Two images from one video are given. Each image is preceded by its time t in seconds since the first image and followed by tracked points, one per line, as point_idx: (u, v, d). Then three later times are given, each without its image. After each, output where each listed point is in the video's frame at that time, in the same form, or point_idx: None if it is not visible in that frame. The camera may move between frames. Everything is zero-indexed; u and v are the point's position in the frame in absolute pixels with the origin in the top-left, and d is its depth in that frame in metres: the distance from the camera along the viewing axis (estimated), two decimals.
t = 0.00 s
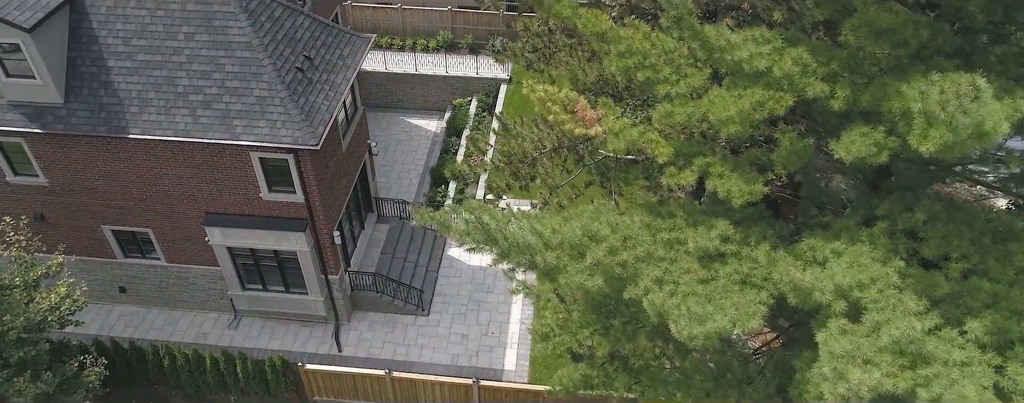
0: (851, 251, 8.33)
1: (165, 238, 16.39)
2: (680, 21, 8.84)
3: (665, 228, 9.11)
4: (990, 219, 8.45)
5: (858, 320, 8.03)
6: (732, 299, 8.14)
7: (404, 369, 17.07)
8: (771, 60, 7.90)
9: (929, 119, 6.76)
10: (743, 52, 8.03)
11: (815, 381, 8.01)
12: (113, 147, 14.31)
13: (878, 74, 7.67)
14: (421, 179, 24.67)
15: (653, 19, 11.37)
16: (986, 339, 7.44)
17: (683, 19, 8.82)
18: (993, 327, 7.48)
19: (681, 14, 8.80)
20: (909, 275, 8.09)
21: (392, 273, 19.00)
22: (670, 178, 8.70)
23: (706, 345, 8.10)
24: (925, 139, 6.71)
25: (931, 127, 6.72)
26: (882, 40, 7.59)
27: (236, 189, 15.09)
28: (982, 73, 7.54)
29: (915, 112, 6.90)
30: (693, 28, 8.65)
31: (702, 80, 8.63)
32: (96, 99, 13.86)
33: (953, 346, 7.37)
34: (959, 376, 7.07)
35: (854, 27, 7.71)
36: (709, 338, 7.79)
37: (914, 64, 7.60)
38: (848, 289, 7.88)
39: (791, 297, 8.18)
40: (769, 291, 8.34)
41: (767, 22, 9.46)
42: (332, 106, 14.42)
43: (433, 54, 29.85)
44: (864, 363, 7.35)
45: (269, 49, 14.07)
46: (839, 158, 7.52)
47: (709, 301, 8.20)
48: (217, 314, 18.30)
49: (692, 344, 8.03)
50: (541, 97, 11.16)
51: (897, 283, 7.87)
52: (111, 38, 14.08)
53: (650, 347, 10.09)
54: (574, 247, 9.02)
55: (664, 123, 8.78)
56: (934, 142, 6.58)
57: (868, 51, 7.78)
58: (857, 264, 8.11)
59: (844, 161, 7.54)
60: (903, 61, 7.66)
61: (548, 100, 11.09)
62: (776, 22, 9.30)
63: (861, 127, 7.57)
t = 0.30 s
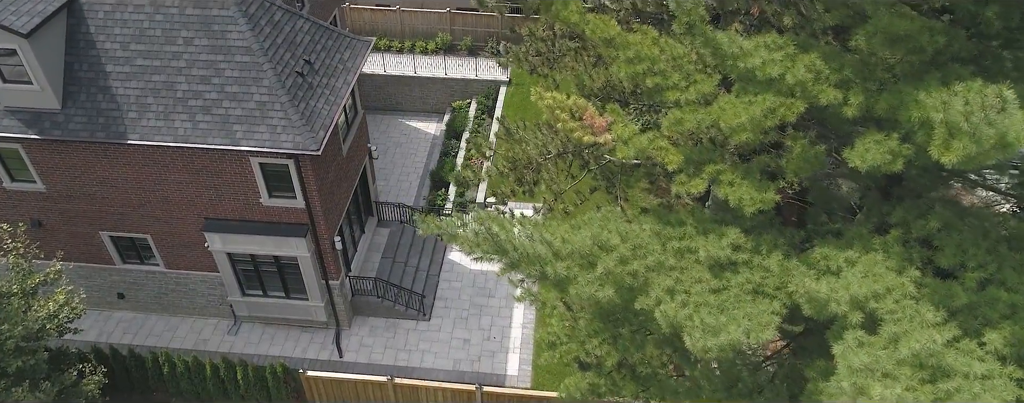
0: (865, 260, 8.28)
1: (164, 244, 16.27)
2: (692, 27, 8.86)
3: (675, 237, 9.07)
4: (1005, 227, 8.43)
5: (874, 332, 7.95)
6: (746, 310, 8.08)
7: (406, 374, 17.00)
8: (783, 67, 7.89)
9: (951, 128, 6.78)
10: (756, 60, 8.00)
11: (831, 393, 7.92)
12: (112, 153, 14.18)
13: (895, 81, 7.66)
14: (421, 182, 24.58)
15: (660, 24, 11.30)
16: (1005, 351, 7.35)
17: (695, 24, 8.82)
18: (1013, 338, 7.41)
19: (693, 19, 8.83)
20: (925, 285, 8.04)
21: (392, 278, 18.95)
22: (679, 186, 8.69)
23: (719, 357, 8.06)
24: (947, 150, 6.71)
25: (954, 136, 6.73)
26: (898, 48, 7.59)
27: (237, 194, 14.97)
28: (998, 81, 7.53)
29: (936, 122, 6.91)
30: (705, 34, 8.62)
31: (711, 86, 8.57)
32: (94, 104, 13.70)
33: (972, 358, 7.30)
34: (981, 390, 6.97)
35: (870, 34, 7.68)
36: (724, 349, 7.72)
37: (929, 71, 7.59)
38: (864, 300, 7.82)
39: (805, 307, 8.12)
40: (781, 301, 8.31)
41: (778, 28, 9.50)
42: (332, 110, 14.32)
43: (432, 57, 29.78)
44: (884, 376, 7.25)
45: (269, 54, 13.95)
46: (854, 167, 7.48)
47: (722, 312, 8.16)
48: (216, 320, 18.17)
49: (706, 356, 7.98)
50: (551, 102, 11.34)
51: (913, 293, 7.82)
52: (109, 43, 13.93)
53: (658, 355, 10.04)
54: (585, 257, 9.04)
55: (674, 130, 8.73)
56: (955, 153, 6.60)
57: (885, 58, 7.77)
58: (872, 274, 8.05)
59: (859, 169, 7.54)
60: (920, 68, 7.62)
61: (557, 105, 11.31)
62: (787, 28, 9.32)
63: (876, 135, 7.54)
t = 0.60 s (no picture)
0: (879, 269, 8.25)
1: (162, 250, 16.11)
2: (703, 31, 8.75)
3: (685, 246, 9.05)
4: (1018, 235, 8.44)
5: (890, 342, 7.89)
6: (760, 320, 8.03)
7: (407, 381, 16.92)
8: (796, 73, 7.84)
9: (972, 138, 6.73)
10: (768, 66, 7.93)
11: None
12: (110, 159, 14.02)
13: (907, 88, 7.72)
14: (420, 185, 24.45)
15: (665, 29, 11.70)
16: None
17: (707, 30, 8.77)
18: None
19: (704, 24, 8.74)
20: (940, 293, 8.01)
21: (393, 283, 18.88)
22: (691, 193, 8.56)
23: (733, 368, 8.00)
24: (969, 160, 6.65)
25: (976, 146, 6.68)
26: (912, 55, 7.66)
27: (236, 200, 14.84)
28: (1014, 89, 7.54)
29: (956, 131, 6.89)
30: (716, 39, 8.52)
31: (721, 93, 8.52)
32: (91, 110, 13.52)
33: (991, 369, 7.26)
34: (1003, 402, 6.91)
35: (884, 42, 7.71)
36: (739, 360, 7.65)
37: (944, 78, 7.62)
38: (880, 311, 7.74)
39: (820, 316, 8.07)
40: (794, 310, 8.33)
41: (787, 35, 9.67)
42: (332, 115, 14.20)
43: (430, 59, 29.66)
44: (904, 389, 7.18)
45: (268, 58, 13.82)
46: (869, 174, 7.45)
47: (735, 322, 8.10)
48: (216, 326, 18.02)
49: (720, 368, 7.92)
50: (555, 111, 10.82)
51: (929, 303, 7.77)
52: (106, 48, 13.75)
53: (665, 363, 9.99)
54: (594, 267, 8.94)
55: (683, 138, 8.66)
56: (978, 163, 6.54)
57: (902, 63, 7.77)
58: (887, 283, 7.99)
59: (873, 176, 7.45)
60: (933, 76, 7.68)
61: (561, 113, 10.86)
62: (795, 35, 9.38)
63: (891, 143, 7.49)
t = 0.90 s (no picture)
0: (892, 276, 8.23)
1: (160, 257, 15.96)
2: (710, 37, 8.68)
3: (695, 254, 9.02)
4: None
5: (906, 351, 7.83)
6: (773, 330, 7.99)
7: (407, 387, 16.81)
8: (807, 79, 7.83)
9: (993, 148, 6.65)
10: (780, 73, 7.91)
11: None
12: (105, 166, 13.85)
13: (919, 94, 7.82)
14: (417, 188, 24.33)
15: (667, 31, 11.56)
16: None
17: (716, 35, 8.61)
18: None
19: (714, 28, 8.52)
20: (956, 301, 7.97)
21: (392, 287, 18.84)
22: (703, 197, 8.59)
23: (747, 378, 7.94)
24: (989, 170, 6.54)
25: (998, 156, 6.58)
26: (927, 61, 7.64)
27: (234, 206, 14.69)
28: None
29: (976, 140, 6.86)
30: (726, 44, 8.49)
31: (729, 99, 8.55)
32: (86, 117, 13.32)
33: (1010, 379, 7.22)
34: None
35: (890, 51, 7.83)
36: (753, 369, 7.60)
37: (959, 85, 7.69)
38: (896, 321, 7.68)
39: (834, 325, 8.02)
40: (806, 317, 8.32)
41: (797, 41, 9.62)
42: (331, 120, 14.08)
43: (426, 61, 29.53)
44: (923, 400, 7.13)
45: (265, 63, 13.66)
46: (882, 182, 7.48)
47: (748, 332, 8.04)
48: (213, 333, 17.86)
49: (734, 378, 7.85)
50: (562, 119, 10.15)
51: (944, 311, 7.72)
52: (101, 54, 13.55)
53: (673, 371, 9.94)
54: (605, 277, 8.87)
55: (692, 145, 8.63)
56: (1000, 172, 6.43)
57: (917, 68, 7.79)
58: (901, 291, 7.92)
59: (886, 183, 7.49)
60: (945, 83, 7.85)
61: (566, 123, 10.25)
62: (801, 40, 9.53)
63: (906, 149, 7.49)
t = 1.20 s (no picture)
0: (904, 283, 8.24)
1: (155, 266, 15.77)
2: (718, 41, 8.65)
3: (703, 261, 8.99)
4: None
5: (920, 359, 7.84)
6: (785, 339, 7.98)
7: (406, 393, 16.70)
8: (818, 85, 7.82)
9: (1012, 156, 6.65)
10: (791, 79, 7.92)
11: None
12: (99, 173, 13.65)
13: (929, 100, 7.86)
14: (413, 191, 24.21)
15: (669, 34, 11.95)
16: None
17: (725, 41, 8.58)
18: None
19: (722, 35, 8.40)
20: (969, 308, 8.00)
21: (389, 293, 18.66)
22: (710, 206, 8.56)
23: (761, 388, 7.91)
24: (1011, 178, 6.54)
25: (1018, 165, 6.58)
26: (940, 65, 7.67)
27: (231, 213, 14.53)
28: None
29: (992, 148, 6.88)
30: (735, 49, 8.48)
31: (737, 104, 8.53)
32: (79, 124, 13.10)
33: None
34: None
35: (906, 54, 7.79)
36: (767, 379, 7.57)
37: (970, 90, 7.73)
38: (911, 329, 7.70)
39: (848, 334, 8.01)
40: (817, 325, 8.34)
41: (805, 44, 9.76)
42: (328, 125, 13.96)
43: (420, 63, 29.39)
44: None
45: (261, 68, 13.49)
46: (895, 188, 7.50)
47: (760, 341, 8.02)
48: (209, 341, 17.68)
49: (747, 388, 7.82)
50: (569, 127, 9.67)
51: (958, 318, 7.74)
52: (93, 60, 13.33)
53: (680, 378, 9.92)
54: (615, 287, 8.81)
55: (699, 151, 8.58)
56: (1021, 180, 6.44)
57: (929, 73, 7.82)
58: (913, 297, 7.93)
59: (899, 189, 7.52)
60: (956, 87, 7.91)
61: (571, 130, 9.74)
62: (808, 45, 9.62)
63: (919, 156, 7.52)
